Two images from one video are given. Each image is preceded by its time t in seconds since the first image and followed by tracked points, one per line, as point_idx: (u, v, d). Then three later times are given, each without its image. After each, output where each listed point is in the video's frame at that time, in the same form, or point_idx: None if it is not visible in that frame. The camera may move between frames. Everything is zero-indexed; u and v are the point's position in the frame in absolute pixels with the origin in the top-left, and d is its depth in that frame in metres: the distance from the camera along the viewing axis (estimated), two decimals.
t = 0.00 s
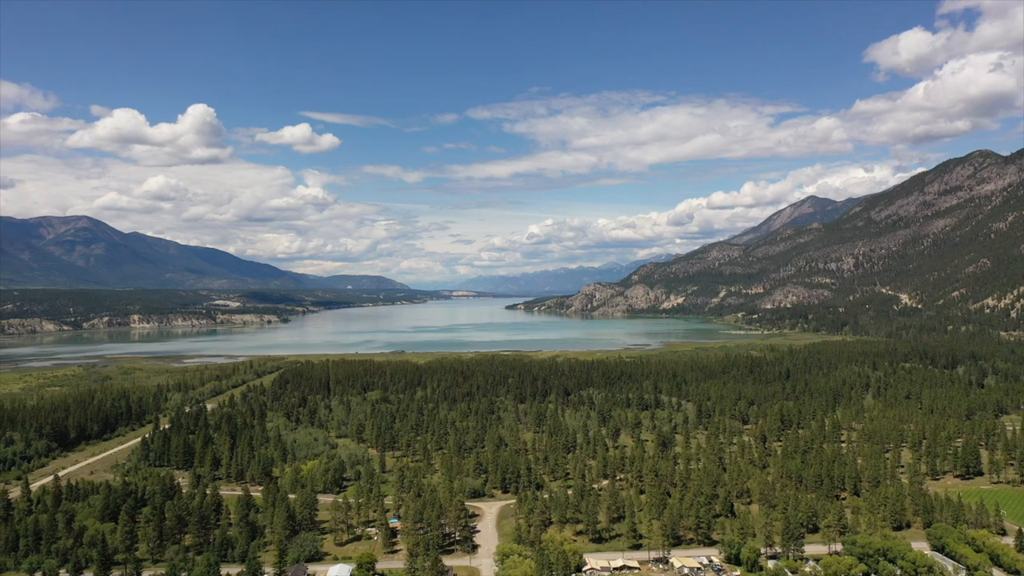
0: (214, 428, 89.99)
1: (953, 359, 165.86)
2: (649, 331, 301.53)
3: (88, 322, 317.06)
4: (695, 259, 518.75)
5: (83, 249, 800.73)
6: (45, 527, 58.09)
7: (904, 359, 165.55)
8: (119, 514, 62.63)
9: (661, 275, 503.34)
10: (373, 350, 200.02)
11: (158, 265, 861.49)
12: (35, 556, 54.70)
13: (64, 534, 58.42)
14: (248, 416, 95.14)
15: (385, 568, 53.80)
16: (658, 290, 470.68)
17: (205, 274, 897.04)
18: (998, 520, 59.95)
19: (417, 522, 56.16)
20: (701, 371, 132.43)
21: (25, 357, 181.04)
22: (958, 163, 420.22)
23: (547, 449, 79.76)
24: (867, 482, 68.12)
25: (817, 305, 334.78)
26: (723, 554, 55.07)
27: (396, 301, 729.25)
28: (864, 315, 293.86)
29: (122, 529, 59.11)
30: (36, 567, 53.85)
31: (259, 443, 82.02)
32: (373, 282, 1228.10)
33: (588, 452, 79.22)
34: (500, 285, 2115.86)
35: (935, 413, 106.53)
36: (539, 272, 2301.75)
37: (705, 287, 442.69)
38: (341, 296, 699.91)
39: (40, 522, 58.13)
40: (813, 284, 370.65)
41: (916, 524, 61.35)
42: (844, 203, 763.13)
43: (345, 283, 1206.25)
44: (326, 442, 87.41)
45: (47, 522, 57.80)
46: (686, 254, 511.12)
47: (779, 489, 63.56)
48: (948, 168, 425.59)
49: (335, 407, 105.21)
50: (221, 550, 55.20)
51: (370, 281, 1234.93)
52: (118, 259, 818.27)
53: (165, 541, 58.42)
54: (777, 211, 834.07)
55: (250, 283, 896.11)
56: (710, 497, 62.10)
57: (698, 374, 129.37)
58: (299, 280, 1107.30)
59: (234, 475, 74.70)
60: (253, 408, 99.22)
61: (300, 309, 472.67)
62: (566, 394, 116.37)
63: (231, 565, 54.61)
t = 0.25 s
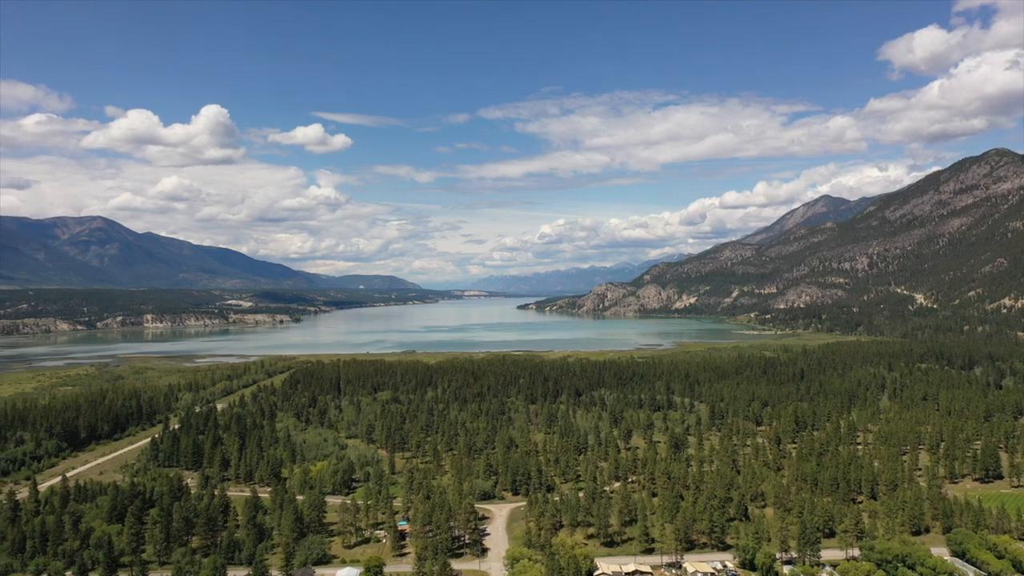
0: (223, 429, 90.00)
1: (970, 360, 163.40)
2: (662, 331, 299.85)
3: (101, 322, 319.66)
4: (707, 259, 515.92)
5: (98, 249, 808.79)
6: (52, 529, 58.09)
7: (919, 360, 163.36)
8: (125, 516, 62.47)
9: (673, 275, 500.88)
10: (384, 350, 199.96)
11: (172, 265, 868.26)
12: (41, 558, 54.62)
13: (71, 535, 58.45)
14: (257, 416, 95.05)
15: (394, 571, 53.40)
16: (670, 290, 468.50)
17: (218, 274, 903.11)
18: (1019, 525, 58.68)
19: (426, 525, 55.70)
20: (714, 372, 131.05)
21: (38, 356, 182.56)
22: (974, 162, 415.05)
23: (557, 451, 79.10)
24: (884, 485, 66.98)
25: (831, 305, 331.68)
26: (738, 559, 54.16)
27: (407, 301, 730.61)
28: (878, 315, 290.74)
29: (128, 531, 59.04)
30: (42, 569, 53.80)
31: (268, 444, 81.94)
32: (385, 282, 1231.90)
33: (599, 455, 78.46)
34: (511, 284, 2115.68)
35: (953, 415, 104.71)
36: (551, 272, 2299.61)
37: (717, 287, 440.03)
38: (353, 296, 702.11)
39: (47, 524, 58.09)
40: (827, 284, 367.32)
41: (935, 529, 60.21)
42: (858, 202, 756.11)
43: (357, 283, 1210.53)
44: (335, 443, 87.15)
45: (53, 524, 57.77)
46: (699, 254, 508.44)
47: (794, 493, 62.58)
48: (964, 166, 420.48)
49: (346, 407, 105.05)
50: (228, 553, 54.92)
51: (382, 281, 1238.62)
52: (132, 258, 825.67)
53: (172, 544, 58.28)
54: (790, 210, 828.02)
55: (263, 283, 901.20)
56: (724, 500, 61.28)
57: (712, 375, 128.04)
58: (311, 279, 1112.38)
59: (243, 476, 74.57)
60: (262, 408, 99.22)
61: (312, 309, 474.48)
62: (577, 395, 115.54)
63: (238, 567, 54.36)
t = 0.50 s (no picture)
0: (234, 429, 90.18)
1: (990, 361, 160.72)
2: (675, 331, 298.09)
3: (117, 321, 322.81)
4: (721, 259, 512.75)
5: (114, 249, 817.54)
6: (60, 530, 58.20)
7: (937, 361, 161.03)
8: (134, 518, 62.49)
9: (687, 275, 498.15)
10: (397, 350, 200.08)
11: (187, 266, 875.74)
12: (49, 559, 54.70)
13: (80, 537, 58.56)
14: (269, 416, 95.17)
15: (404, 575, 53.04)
16: (683, 290, 466.11)
17: (232, 274, 910.14)
18: None
19: (436, 527, 55.24)
20: (728, 373, 129.78)
21: (54, 356, 184.42)
22: (992, 160, 409.36)
23: (570, 453, 78.41)
24: (903, 489, 65.77)
25: (847, 305, 328.24)
26: (754, 565, 53.25)
27: (420, 301, 732.18)
28: (894, 315, 287.23)
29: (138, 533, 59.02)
30: (51, 570, 53.88)
31: (279, 444, 81.96)
32: (398, 282, 1235.75)
33: (612, 456, 77.67)
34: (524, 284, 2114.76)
35: (973, 417, 102.83)
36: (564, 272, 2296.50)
37: (731, 287, 437.13)
38: (366, 296, 704.59)
39: (55, 525, 58.18)
40: (842, 283, 363.59)
41: (957, 534, 58.95)
42: (874, 201, 748.54)
43: (370, 283, 1215.06)
44: (346, 444, 86.95)
45: (61, 525, 57.87)
46: (713, 254, 505.41)
47: (811, 497, 61.54)
48: (982, 165, 414.83)
49: (357, 408, 104.92)
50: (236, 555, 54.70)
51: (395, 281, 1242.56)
52: (147, 259, 834.08)
53: (180, 545, 58.22)
54: (805, 210, 821.34)
55: (277, 283, 907.35)
56: (739, 504, 60.39)
57: (726, 376, 126.76)
58: (324, 280, 1117.92)
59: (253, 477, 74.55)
60: (274, 409, 99.30)
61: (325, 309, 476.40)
62: (590, 396, 114.85)
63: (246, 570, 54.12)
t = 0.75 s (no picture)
0: (245, 429, 90.33)
1: (1009, 362, 158.01)
2: (689, 331, 296.28)
3: (131, 321, 325.85)
4: (735, 259, 509.42)
5: (129, 249, 826.11)
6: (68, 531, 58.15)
7: (955, 362, 158.57)
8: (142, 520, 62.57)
9: (700, 275, 495.23)
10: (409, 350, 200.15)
11: (201, 266, 882.87)
12: (56, 561, 54.67)
13: (88, 539, 58.64)
14: (279, 416, 95.31)
15: None
16: (696, 290, 463.43)
17: (246, 274, 916.51)
18: None
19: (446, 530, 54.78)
20: (743, 373, 128.46)
21: (69, 356, 186.29)
22: (1010, 159, 403.51)
23: (582, 454, 77.75)
24: (923, 493, 64.59)
25: (863, 305, 324.66)
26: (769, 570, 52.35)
27: (432, 301, 733.32)
28: (911, 315, 283.66)
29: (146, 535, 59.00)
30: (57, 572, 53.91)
31: (289, 445, 81.96)
32: (411, 282, 1241.81)
33: (624, 458, 76.81)
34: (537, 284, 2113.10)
35: (993, 419, 100.87)
36: (577, 272, 2293.20)
37: (745, 287, 434.09)
38: (379, 297, 706.53)
39: (63, 526, 58.18)
40: (857, 283, 359.87)
41: (979, 539, 57.78)
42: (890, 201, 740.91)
43: (383, 283, 1219.52)
44: (357, 444, 86.80)
45: (69, 526, 57.91)
46: (726, 254, 502.16)
47: (828, 501, 60.48)
48: (999, 164, 409.05)
49: (369, 408, 104.79)
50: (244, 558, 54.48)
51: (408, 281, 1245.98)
52: (162, 259, 841.60)
53: (187, 547, 58.09)
54: (819, 210, 814.73)
55: (290, 283, 912.26)
56: (755, 507, 59.59)
57: (740, 377, 125.44)
58: (338, 280, 1122.94)
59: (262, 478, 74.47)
60: (285, 409, 99.38)
61: (338, 309, 477.99)
62: (603, 397, 114.10)
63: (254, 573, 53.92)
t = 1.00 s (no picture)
0: (256, 430, 90.45)
1: None
2: (702, 332, 294.33)
3: (146, 321, 328.58)
4: (749, 259, 506.00)
5: (145, 250, 834.24)
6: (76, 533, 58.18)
7: (972, 363, 156.15)
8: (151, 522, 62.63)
9: (714, 275, 492.40)
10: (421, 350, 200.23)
11: (216, 266, 889.80)
12: (64, 562, 54.65)
13: (96, 540, 58.68)
14: (290, 417, 95.43)
15: None
16: (710, 290, 460.75)
17: (260, 274, 922.70)
18: None
19: (455, 534, 54.23)
20: (757, 375, 127.12)
21: (84, 355, 188.13)
22: None
23: (595, 456, 77.12)
24: (943, 497, 63.37)
25: (878, 305, 321.04)
26: None
27: (445, 301, 734.22)
28: (928, 316, 280.13)
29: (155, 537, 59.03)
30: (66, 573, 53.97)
31: (300, 445, 81.91)
32: (424, 281, 1245.28)
33: (637, 461, 76.06)
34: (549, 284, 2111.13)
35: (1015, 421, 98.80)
36: (589, 272, 2289.03)
37: (759, 287, 431.05)
38: (392, 296, 708.43)
39: (71, 528, 58.19)
40: (873, 283, 355.98)
41: (1001, 545, 56.60)
42: (906, 200, 733.21)
43: (396, 283, 1223.03)
44: (368, 445, 86.63)
45: (77, 528, 57.91)
46: (740, 253, 498.93)
47: (845, 506, 59.45)
48: (1018, 162, 403.01)
49: (380, 409, 104.72)
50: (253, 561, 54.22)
51: (420, 281, 1249.08)
52: (177, 259, 849.13)
53: (196, 550, 57.90)
54: (834, 209, 807.78)
55: (304, 283, 916.96)
56: (771, 512, 58.68)
57: (754, 378, 124.14)
58: (351, 280, 1127.70)
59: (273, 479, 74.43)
60: (296, 410, 99.44)
61: (351, 309, 479.60)
62: (615, 398, 113.34)
63: None
